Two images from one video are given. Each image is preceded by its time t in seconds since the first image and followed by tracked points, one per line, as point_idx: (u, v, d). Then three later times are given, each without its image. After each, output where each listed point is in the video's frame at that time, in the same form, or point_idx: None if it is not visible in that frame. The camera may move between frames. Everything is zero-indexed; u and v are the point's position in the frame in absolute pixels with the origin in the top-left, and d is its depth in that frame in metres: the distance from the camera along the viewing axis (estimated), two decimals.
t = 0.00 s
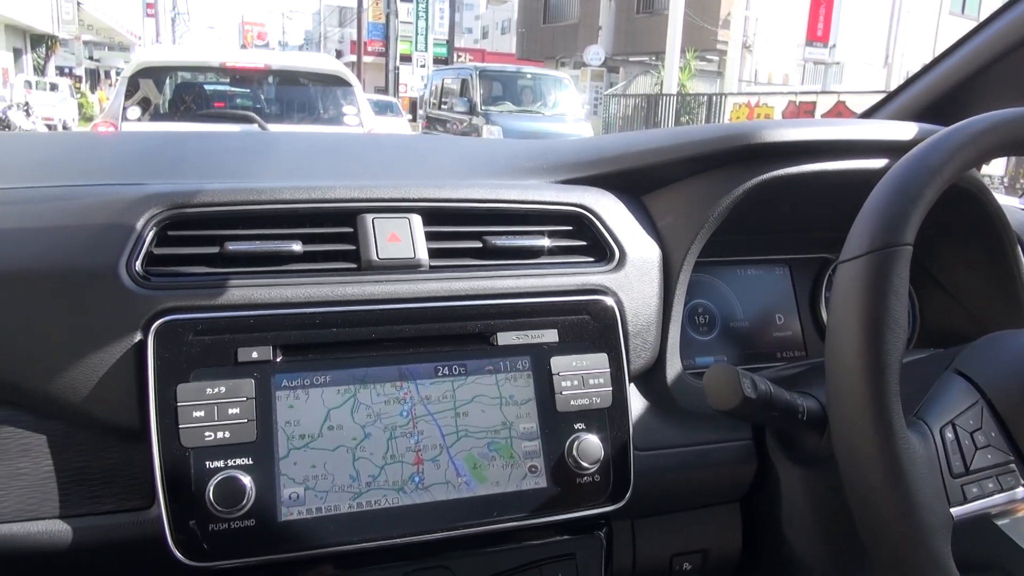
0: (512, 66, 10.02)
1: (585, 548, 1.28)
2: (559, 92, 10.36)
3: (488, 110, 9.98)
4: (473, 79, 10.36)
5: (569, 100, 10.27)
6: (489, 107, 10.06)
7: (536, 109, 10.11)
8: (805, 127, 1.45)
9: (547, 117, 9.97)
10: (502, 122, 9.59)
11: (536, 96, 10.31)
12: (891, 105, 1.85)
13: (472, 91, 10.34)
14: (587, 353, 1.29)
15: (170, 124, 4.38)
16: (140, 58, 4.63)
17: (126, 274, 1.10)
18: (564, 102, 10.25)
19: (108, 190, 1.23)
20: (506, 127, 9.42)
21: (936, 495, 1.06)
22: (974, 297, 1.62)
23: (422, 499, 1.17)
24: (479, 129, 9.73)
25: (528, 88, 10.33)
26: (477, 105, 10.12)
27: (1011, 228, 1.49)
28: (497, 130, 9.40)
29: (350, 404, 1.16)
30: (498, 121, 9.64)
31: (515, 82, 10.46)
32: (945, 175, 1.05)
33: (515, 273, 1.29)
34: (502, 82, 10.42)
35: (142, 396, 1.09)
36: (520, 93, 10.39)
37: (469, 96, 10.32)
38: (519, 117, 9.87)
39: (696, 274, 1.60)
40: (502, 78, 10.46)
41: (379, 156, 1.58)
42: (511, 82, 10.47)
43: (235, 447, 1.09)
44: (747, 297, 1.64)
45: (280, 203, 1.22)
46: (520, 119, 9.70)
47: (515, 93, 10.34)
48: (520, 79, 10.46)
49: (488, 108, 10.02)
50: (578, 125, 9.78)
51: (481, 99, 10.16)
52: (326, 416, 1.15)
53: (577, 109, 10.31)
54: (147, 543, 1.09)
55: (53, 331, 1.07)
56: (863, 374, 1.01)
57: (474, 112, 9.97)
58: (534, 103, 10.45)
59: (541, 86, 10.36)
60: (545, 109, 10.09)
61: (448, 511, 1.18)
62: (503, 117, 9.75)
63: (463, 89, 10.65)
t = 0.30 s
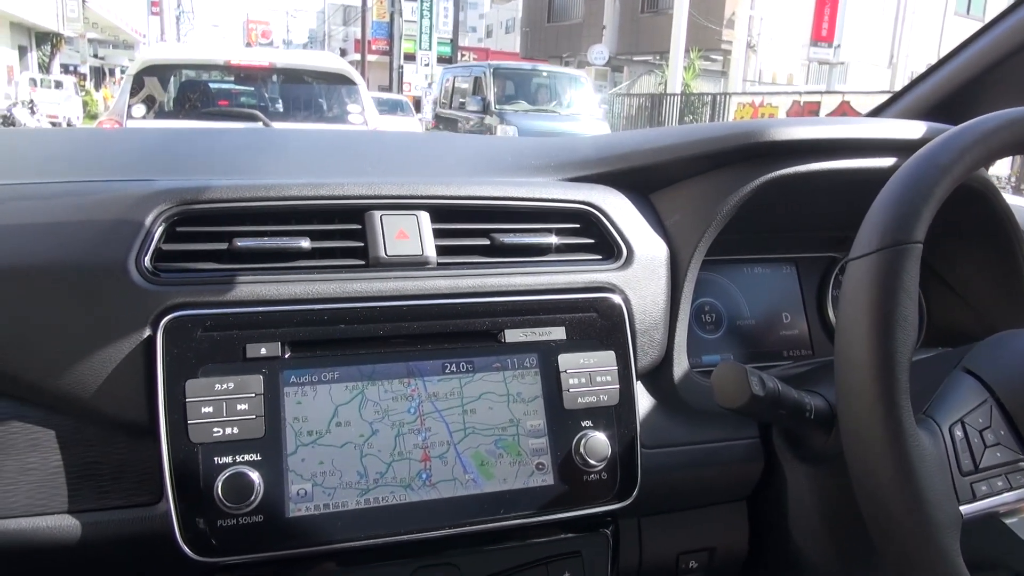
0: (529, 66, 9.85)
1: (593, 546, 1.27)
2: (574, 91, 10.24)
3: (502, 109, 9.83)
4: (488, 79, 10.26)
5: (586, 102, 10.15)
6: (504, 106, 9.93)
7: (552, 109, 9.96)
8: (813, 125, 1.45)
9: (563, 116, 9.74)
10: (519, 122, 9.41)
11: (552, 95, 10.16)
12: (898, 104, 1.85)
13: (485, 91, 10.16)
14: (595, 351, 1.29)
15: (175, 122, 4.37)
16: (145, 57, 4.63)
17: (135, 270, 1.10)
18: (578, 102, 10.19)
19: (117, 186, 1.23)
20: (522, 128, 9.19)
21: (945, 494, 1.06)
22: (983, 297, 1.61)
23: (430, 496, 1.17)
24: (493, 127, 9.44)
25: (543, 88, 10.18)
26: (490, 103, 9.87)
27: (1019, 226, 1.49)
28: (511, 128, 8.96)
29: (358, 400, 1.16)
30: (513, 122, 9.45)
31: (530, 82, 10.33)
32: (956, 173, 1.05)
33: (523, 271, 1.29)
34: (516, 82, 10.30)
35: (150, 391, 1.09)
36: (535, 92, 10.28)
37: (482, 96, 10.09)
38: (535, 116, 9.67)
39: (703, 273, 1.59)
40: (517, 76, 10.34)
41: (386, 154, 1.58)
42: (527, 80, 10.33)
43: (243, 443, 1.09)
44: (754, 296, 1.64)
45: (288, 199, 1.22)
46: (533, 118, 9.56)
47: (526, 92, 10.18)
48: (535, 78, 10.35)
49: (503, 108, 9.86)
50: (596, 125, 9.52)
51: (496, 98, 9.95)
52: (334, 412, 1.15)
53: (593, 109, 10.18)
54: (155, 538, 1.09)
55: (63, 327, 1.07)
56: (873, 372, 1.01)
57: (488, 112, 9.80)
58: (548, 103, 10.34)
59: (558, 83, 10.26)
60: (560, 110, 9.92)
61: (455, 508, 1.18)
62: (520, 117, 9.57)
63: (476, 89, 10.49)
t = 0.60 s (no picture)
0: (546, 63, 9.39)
1: (594, 546, 1.27)
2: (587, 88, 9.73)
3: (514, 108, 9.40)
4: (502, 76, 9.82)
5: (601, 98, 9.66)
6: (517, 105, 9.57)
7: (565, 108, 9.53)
8: (815, 125, 1.44)
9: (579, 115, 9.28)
10: (533, 121, 8.98)
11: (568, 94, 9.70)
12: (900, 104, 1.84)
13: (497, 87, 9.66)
14: (596, 351, 1.29)
15: (178, 121, 4.37)
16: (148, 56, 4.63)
17: (137, 269, 1.11)
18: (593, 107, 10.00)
19: (119, 185, 1.24)
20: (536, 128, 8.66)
21: (947, 494, 1.06)
22: (986, 298, 1.61)
23: (431, 496, 1.17)
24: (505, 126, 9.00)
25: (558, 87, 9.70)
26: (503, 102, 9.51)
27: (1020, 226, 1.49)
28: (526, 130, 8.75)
29: (360, 400, 1.16)
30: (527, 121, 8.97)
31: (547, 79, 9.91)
32: (958, 173, 1.05)
33: (525, 270, 1.29)
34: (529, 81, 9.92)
35: (152, 390, 1.09)
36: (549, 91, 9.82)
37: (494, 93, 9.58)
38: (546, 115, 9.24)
39: (705, 273, 1.59)
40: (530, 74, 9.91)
41: (388, 153, 1.58)
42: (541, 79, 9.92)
43: (245, 442, 1.09)
44: (756, 296, 1.64)
45: (289, 198, 1.22)
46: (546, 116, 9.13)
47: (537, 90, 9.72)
48: (552, 74, 9.85)
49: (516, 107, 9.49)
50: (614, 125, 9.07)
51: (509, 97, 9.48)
52: (335, 411, 1.15)
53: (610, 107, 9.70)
54: (157, 536, 1.10)
55: (65, 326, 1.07)
56: (874, 372, 1.01)
57: (502, 110, 9.35)
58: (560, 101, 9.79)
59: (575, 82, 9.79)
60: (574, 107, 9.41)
61: (456, 507, 1.18)
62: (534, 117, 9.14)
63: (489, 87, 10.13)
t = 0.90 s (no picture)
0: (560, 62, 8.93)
1: (590, 547, 1.27)
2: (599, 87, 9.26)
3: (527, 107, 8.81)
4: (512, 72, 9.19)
5: (615, 97, 9.09)
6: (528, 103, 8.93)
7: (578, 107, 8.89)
8: (815, 125, 1.44)
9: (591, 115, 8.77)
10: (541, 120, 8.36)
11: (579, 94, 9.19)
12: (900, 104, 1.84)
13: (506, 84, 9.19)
14: (594, 350, 1.28)
15: (176, 120, 4.35)
16: (146, 54, 4.61)
17: (132, 266, 1.10)
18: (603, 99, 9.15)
19: (115, 182, 1.23)
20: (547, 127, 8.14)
21: (946, 495, 1.05)
22: (985, 299, 1.60)
23: (427, 495, 1.16)
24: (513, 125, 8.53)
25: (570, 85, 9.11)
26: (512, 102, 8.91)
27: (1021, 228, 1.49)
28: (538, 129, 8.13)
29: (356, 399, 1.15)
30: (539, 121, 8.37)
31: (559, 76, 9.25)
32: (957, 172, 1.05)
33: (522, 269, 1.29)
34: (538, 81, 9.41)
35: (146, 388, 1.08)
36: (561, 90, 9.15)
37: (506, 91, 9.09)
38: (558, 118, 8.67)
39: (703, 273, 1.59)
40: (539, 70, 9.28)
41: (386, 152, 1.57)
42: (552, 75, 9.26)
43: (240, 441, 1.09)
44: (754, 296, 1.63)
45: (285, 196, 1.21)
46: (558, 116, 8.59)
47: (545, 88, 9.12)
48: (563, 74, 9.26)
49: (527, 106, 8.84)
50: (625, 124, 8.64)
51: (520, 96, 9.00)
52: (331, 411, 1.14)
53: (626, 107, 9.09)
54: (150, 535, 1.09)
55: (59, 323, 1.07)
56: (872, 372, 1.00)
57: (511, 109, 8.82)
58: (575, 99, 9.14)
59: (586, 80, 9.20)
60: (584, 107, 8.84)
61: (452, 507, 1.17)
62: (545, 116, 8.49)
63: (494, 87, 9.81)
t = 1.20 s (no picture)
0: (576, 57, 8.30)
1: (590, 546, 1.27)
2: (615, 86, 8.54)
3: (542, 107, 8.25)
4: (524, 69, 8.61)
5: (631, 97, 8.50)
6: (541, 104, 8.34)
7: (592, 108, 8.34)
8: (816, 126, 1.44)
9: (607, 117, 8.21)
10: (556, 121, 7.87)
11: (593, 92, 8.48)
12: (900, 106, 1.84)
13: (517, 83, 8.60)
14: (594, 350, 1.28)
15: (176, 119, 4.35)
16: (146, 53, 4.60)
17: (133, 264, 1.10)
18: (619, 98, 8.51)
19: (115, 180, 1.23)
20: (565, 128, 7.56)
21: (947, 496, 1.06)
22: (984, 301, 1.61)
23: (427, 495, 1.16)
24: (524, 125, 8.08)
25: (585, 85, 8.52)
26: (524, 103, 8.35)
27: (1021, 229, 1.49)
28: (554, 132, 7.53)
29: (356, 398, 1.15)
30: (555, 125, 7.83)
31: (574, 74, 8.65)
32: (958, 174, 1.05)
33: (523, 269, 1.29)
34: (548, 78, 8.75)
35: (145, 386, 1.08)
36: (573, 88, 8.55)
37: (515, 92, 8.61)
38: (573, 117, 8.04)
39: (703, 273, 1.59)
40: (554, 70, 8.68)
41: (386, 151, 1.57)
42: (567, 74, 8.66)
43: (240, 439, 1.09)
44: (754, 297, 1.63)
45: (286, 195, 1.21)
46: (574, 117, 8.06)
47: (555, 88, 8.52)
48: (578, 72, 8.69)
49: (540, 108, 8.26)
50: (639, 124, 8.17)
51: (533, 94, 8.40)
52: (331, 410, 1.14)
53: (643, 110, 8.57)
54: (150, 534, 1.09)
55: (59, 321, 1.07)
56: (873, 372, 1.01)
57: (523, 111, 8.27)
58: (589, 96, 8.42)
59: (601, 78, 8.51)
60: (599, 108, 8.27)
61: (452, 506, 1.17)
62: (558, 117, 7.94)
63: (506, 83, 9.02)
